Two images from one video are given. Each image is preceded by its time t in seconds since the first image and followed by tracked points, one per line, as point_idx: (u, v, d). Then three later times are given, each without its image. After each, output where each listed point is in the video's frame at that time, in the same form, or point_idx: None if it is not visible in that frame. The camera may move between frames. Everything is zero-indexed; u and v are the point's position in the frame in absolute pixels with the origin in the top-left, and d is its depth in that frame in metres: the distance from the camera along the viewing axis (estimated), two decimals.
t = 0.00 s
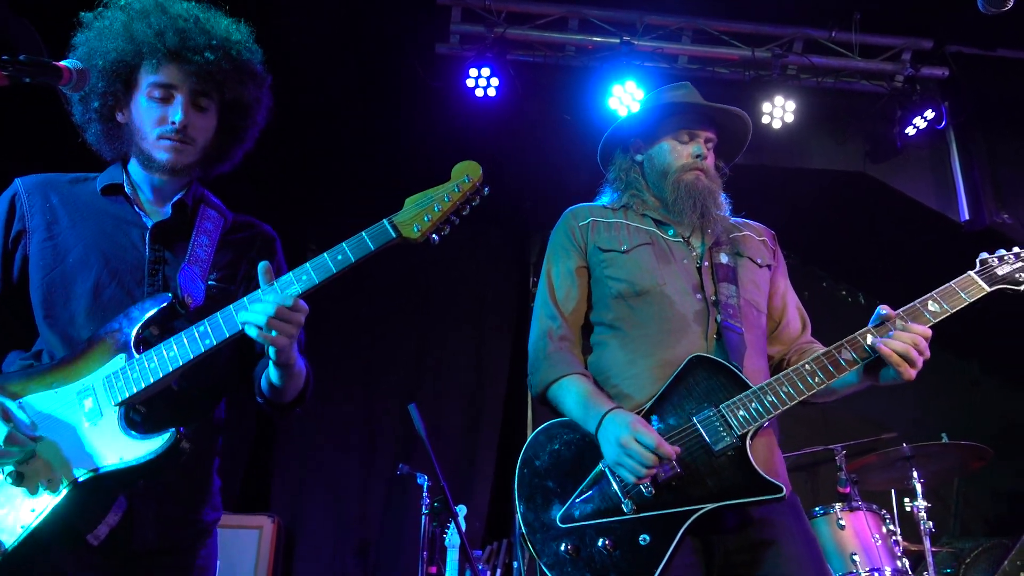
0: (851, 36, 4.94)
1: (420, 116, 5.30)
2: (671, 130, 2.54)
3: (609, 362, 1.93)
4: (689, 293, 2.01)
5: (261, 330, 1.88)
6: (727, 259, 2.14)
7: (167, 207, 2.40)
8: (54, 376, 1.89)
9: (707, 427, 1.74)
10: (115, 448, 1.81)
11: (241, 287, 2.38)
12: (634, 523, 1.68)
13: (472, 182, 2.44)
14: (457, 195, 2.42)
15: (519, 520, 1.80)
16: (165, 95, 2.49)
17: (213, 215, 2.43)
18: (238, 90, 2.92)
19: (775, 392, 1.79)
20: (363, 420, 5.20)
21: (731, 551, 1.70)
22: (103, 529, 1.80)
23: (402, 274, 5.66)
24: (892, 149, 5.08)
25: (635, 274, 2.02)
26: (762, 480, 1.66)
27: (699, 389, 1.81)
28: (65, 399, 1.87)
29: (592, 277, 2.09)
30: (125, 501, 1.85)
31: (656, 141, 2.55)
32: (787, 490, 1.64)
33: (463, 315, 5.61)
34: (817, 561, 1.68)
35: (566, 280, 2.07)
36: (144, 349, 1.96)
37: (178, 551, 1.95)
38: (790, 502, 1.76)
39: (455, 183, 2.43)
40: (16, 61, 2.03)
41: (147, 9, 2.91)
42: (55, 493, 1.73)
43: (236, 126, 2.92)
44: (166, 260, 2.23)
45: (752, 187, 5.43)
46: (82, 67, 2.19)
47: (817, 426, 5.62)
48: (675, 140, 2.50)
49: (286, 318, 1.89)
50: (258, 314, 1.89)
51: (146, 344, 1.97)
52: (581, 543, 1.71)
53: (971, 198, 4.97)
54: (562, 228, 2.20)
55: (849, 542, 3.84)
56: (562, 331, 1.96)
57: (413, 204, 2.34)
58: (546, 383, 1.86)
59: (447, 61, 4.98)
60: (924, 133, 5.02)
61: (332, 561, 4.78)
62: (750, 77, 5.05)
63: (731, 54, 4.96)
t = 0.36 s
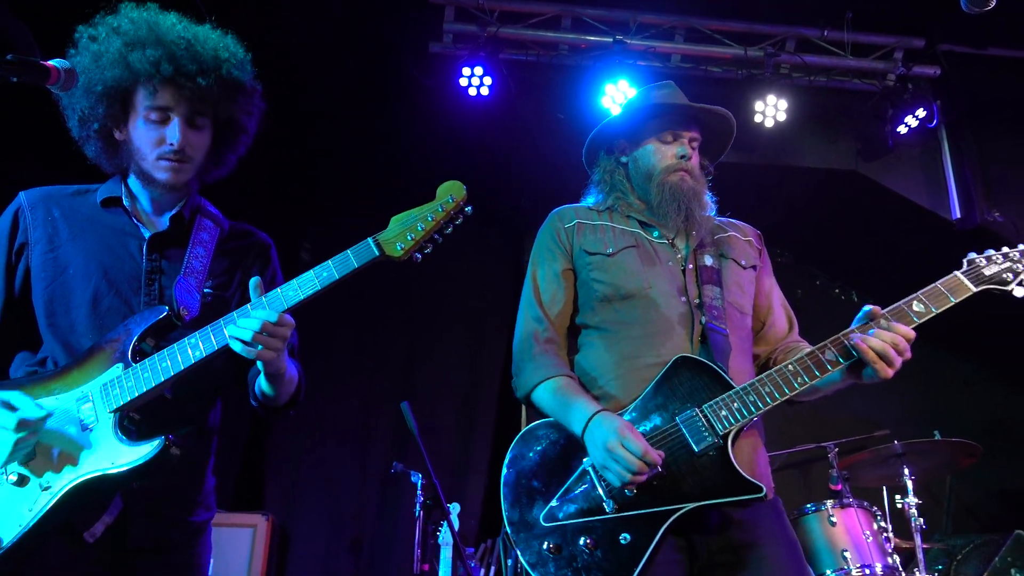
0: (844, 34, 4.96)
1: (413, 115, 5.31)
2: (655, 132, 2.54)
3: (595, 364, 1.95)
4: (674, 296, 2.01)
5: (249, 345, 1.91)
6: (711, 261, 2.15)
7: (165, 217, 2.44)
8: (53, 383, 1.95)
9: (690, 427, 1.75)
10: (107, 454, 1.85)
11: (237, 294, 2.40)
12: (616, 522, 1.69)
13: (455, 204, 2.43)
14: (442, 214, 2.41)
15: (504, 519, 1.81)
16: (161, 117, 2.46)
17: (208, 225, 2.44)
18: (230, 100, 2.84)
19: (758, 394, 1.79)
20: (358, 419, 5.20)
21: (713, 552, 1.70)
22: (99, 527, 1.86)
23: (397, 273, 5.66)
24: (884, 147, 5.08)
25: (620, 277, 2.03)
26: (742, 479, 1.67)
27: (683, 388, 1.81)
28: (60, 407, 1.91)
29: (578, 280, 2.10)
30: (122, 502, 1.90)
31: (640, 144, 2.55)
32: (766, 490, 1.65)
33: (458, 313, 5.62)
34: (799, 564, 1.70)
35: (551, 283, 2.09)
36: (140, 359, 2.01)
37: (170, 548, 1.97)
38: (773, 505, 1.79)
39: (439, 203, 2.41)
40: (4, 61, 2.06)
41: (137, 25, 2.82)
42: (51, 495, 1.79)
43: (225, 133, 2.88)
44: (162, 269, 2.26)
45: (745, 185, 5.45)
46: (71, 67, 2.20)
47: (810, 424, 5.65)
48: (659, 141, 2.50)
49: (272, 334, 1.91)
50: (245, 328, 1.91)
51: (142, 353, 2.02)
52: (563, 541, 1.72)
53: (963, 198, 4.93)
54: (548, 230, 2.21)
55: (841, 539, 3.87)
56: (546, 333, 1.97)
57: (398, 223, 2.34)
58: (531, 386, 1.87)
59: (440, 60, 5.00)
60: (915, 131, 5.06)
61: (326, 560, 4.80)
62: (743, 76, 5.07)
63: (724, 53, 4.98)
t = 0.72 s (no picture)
0: (836, 35, 4.97)
1: (407, 112, 5.31)
2: (645, 116, 2.55)
3: (581, 359, 1.97)
4: (661, 297, 2.02)
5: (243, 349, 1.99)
6: (701, 257, 2.15)
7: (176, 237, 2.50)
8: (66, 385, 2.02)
9: (667, 433, 1.75)
10: (116, 449, 1.92)
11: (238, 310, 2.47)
12: (590, 522, 1.71)
13: (437, 217, 2.48)
14: (422, 229, 2.45)
15: (484, 513, 1.86)
16: (200, 155, 2.61)
17: (216, 247, 2.52)
18: (258, 156, 2.97)
19: (735, 402, 1.79)
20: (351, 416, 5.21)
21: (685, 545, 1.72)
22: (107, 520, 1.89)
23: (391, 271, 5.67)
24: (874, 148, 5.07)
25: (608, 273, 2.03)
26: (713, 488, 1.66)
27: (662, 392, 1.81)
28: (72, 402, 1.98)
29: (567, 272, 2.10)
30: (129, 498, 1.92)
31: (632, 128, 2.56)
32: (737, 498, 1.64)
33: (451, 311, 5.63)
34: (768, 562, 1.71)
35: (540, 273, 2.09)
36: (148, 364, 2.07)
37: (167, 545, 1.97)
38: (747, 501, 1.80)
39: (421, 217, 2.47)
40: None
41: (201, 74, 2.97)
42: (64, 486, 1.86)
43: (247, 183, 2.97)
44: (170, 284, 2.33)
45: (738, 184, 5.47)
46: (59, 63, 2.26)
47: (802, 422, 5.68)
48: (650, 125, 2.51)
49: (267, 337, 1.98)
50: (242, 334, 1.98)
51: (149, 359, 2.08)
52: (538, 539, 1.75)
53: (953, 198, 4.99)
54: (540, 218, 2.22)
55: (829, 536, 3.91)
56: (532, 326, 1.98)
57: (382, 236, 2.37)
58: (512, 382, 1.87)
59: (434, 57, 4.98)
60: (906, 132, 4.99)
61: (317, 556, 4.80)
62: (735, 76, 5.08)
63: (716, 53, 5.00)
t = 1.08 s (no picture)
0: (827, 31, 5.01)
1: (399, 106, 5.32)
2: (643, 115, 2.44)
3: (568, 349, 1.98)
4: (649, 288, 2.04)
5: (226, 342, 2.01)
6: (690, 253, 2.18)
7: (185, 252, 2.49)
8: (67, 380, 2.04)
9: (650, 424, 1.76)
10: (109, 432, 1.95)
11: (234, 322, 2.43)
12: (572, 510, 1.73)
13: (407, 221, 2.58)
14: (393, 232, 2.55)
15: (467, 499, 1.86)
16: (221, 184, 2.62)
17: (223, 263, 2.51)
18: (273, 195, 3.05)
19: (717, 395, 1.82)
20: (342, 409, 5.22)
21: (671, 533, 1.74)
22: (99, 502, 1.92)
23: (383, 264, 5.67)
24: (866, 143, 5.15)
25: (598, 263, 2.05)
26: (696, 479, 1.69)
27: (646, 384, 1.82)
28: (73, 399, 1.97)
29: (557, 260, 2.11)
30: (119, 482, 1.96)
31: (630, 125, 2.47)
32: (717, 491, 1.68)
33: (443, 305, 5.64)
34: (755, 548, 1.73)
35: (532, 260, 2.09)
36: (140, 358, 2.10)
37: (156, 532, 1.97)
38: (732, 488, 1.83)
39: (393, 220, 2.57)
40: None
41: (237, 116, 3.10)
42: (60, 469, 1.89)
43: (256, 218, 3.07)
44: (173, 291, 2.37)
45: (730, 179, 5.49)
46: (48, 51, 2.27)
47: (792, 416, 5.72)
48: (649, 126, 2.42)
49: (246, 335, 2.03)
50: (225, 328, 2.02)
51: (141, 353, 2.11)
52: (520, 525, 1.76)
53: (943, 193, 5.02)
54: (532, 206, 2.22)
55: (817, 528, 3.96)
56: (522, 313, 1.98)
57: (355, 239, 2.47)
58: (500, 366, 1.88)
59: (426, 50, 5.00)
60: (896, 128, 5.04)
61: (309, 548, 4.81)
62: (727, 71, 5.12)
63: (708, 48, 5.02)
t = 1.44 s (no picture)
0: (819, 26, 5.04)
1: (392, 99, 5.32)
2: (626, 114, 2.47)
3: (560, 339, 1.99)
4: (638, 272, 2.06)
5: (194, 323, 2.02)
6: (677, 239, 2.19)
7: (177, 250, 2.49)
8: (49, 367, 2.09)
9: (646, 405, 1.78)
10: (84, 414, 2.00)
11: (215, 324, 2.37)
12: (574, 496, 1.74)
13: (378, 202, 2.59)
14: (365, 213, 2.58)
15: (467, 493, 1.88)
16: (212, 182, 2.65)
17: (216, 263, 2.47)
18: (264, 195, 3.10)
19: (710, 370, 1.84)
20: (335, 402, 5.23)
21: (664, 524, 1.73)
22: (79, 484, 1.94)
23: (375, 258, 5.67)
24: (857, 139, 5.16)
25: (587, 251, 2.07)
26: (694, 455, 1.71)
27: (639, 365, 1.85)
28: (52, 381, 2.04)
29: (546, 252, 2.12)
30: (102, 465, 1.98)
31: (613, 123, 2.50)
32: (717, 466, 1.70)
33: (435, 298, 5.65)
34: (746, 539, 1.74)
35: (521, 253, 2.10)
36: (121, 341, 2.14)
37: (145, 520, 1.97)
38: (727, 477, 1.83)
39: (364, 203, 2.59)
40: None
41: (228, 114, 3.15)
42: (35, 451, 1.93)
43: (248, 220, 3.14)
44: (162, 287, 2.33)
45: (722, 174, 5.52)
46: (41, 42, 2.27)
47: (781, 410, 5.76)
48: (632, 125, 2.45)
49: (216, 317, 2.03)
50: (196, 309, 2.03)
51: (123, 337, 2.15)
52: (523, 515, 1.77)
53: (932, 189, 5.05)
54: (519, 202, 2.23)
55: (805, 519, 4.00)
56: (514, 305, 1.99)
57: (328, 222, 2.51)
58: (494, 357, 1.88)
59: (419, 44, 5.02)
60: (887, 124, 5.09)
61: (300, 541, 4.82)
62: (719, 65, 5.17)
63: (700, 43, 5.04)
